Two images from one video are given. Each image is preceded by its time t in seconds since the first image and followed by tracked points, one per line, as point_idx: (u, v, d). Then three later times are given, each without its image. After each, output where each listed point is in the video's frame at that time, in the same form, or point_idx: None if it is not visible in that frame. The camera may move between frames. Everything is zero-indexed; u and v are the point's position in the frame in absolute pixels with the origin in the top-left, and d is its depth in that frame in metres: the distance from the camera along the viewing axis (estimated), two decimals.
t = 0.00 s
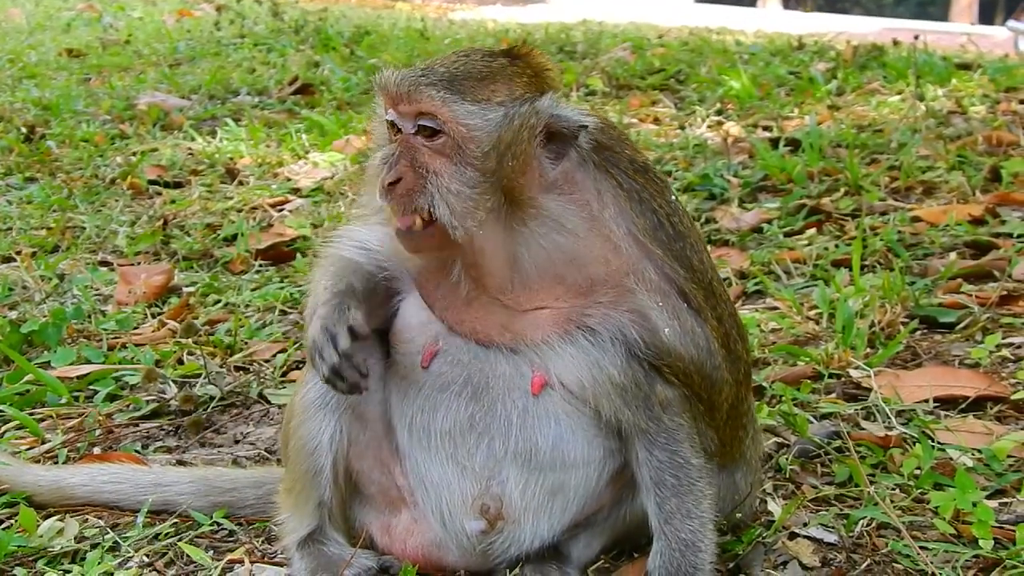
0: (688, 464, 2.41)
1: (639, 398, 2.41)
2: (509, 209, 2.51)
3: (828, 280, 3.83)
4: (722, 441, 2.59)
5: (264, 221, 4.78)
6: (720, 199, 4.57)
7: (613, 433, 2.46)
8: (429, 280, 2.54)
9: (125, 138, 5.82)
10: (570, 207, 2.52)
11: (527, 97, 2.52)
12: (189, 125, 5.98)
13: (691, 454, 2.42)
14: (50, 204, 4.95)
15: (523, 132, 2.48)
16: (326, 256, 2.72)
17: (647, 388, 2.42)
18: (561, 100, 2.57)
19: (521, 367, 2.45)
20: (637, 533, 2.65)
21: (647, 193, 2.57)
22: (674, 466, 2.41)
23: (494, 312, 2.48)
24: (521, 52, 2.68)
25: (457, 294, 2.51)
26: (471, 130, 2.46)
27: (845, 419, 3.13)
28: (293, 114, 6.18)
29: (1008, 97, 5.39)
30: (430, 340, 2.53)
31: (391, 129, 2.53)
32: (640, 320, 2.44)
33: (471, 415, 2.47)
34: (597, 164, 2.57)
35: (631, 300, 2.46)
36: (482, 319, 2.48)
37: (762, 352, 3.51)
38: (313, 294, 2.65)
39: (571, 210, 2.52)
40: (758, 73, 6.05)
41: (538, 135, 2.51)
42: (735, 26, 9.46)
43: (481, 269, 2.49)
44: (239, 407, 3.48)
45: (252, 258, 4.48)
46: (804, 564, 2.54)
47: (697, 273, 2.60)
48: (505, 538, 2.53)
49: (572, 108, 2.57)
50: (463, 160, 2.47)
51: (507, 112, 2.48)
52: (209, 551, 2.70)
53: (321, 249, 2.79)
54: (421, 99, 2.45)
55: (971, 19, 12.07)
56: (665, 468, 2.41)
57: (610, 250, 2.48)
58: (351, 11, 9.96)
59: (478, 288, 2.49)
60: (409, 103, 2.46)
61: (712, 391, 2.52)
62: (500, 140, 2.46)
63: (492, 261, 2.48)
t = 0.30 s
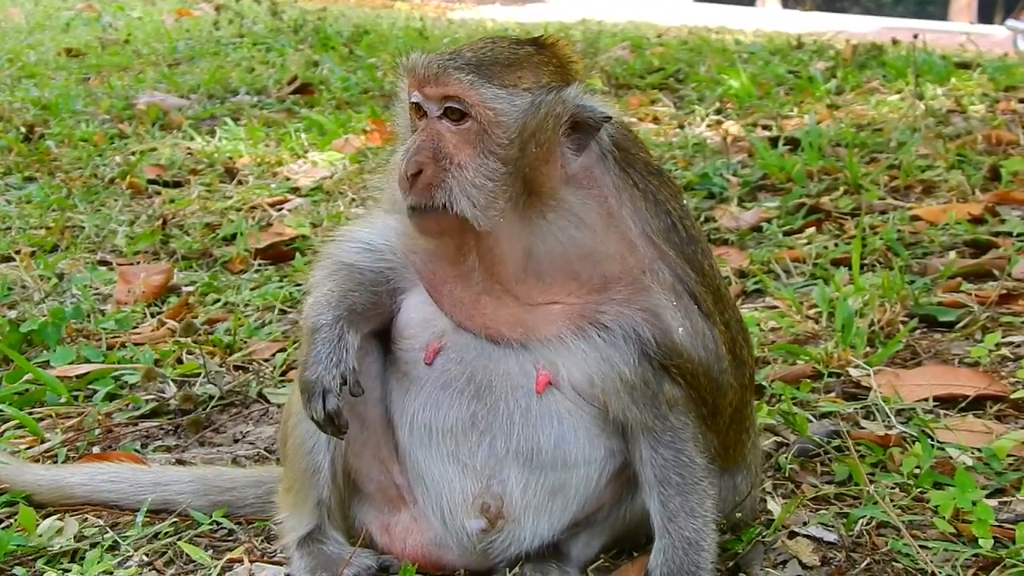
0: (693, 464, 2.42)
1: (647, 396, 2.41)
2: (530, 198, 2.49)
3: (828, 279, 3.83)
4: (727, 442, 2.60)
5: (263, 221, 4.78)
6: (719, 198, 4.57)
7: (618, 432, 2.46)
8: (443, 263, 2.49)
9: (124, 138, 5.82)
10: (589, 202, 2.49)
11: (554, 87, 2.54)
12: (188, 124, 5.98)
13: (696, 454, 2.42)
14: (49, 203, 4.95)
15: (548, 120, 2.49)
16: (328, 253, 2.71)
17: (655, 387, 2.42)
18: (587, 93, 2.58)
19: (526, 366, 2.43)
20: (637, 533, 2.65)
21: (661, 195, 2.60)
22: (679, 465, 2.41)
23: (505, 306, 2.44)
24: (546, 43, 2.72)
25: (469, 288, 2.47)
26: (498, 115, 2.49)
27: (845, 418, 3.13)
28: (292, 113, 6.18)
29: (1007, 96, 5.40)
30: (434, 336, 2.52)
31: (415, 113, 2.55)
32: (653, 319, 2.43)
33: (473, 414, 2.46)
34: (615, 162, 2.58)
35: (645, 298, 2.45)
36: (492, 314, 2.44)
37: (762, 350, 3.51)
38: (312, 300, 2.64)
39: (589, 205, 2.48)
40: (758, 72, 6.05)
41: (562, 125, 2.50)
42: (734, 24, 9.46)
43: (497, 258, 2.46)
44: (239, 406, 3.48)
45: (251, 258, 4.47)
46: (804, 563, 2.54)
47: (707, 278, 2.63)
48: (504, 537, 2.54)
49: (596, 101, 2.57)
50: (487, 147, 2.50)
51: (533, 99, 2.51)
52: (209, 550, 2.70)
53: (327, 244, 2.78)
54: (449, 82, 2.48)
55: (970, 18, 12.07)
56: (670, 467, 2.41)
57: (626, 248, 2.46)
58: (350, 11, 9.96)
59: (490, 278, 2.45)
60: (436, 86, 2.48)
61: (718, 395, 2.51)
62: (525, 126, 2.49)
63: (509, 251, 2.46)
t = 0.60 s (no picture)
0: (695, 462, 2.42)
1: (651, 395, 2.42)
2: (539, 191, 2.49)
3: (829, 278, 3.83)
4: (729, 441, 2.60)
5: (263, 219, 4.78)
6: (719, 196, 4.57)
7: (620, 430, 2.46)
8: (453, 256, 2.50)
9: (125, 136, 5.81)
10: (598, 197, 2.48)
11: (566, 80, 2.53)
12: (189, 123, 5.98)
13: (698, 453, 2.43)
14: (50, 201, 4.94)
15: (560, 113, 2.48)
16: (334, 252, 2.72)
17: (659, 385, 2.42)
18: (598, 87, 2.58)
19: (528, 363, 2.43)
20: (636, 530, 2.65)
21: (667, 194, 2.61)
22: (681, 463, 2.41)
23: (510, 302, 2.44)
24: (558, 36, 2.71)
25: (473, 283, 2.46)
26: (512, 107, 2.48)
27: (846, 416, 3.13)
28: (293, 112, 6.18)
29: (1008, 94, 5.39)
30: (435, 332, 2.51)
31: (427, 105, 2.54)
32: (659, 318, 2.43)
33: (474, 410, 2.46)
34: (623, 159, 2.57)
35: (651, 295, 2.45)
36: (498, 310, 2.44)
37: (762, 349, 3.50)
38: (317, 301, 2.64)
39: (597, 200, 2.48)
40: (758, 71, 6.05)
41: (573, 118, 2.50)
42: (735, 23, 9.46)
43: (507, 253, 2.45)
44: (239, 404, 3.48)
45: (252, 256, 4.47)
46: (805, 561, 2.54)
47: (711, 277, 2.63)
48: (503, 534, 2.54)
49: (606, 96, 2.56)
50: (499, 139, 2.49)
51: (546, 91, 2.49)
52: (209, 548, 2.70)
53: (331, 241, 2.78)
54: (464, 74, 2.47)
55: (971, 16, 12.06)
56: (672, 465, 2.41)
57: (633, 245, 2.46)
58: (350, 9, 9.95)
59: (498, 273, 2.45)
60: (449, 78, 2.47)
61: (721, 395, 2.52)
62: (538, 119, 2.48)
63: (518, 245, 2.45)
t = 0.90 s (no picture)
0: (695, 459, 2.42)
1: (650, 392, 2.42)
2: (538, 186, 2.49)
3: (829, 276, 3.83)
4: (730, 438, 2.60)
5: (263, 217, 4.78)
6: (720, 194, 4.57)
7: (619, 428, 2.46)
8: (451, 251, 2.52)
9: (125, 134, 5.81)
10: (596, 194, 2.49)
11: (566, 76, 2.53)
12: (189, 121, 5.97)
13: (697, 450, 2.43)
14: (49, 199, 4.94)
15: (559, 108, 2.49)
16: (332, 248, 2.72)
17: (659, 383, 2.42)
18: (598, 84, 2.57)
19: (527, 360, 2.43)
20: (636, 528, 2.65)
21: (666, 191, 2.60)
22: (681, 460, 2.41)
23: (509, 299, 2.44)
24: (559, 33, 2.71)
25: (473, 282, 2.47)
26: (510, 101, 2.49)
27: (845, 414, 3.13)
28: (293, 110, 6.18)
29: (1008, 92, 5.39)
30: (433, 330, 2.51)
31: (426, 98, 2.56)
32: (658, 315, 2.43)
33: (472, 408, 2.46)
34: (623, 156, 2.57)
35: (651, 293, 2.45)
36: (496, 307, 2.44)
37: (762, 346, 3.50)
38: (313, 295, 2.64)
39: (597, 198, 2.48)
40: (758, 69, 6.04)
41: (573, 114, 2.50)
42: (735, 21, 9.45)
43: (506, 248, 2.46)
44: (239, 402, 3.47)
45: (252, 254, 4.47)
46: (804, 558, 2.54)
47: (710, 275, 2.63)
48: (502, 532, 2.54)
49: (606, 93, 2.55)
50: (497, 133, 2.50)
51: (545, 86, 2.50)
52: (208, 546, 2.70)
53: (330, 238, 2.78)
54: (462, 68, 2.49)
55: (972, 14, 12.05)
56: (672, 462, 2.41)
57: (632, 242, 2.46)
58: (351, 7, 9.94)
59: (496, 270, 2.46)
60: (448, 72, 2.49)
61: (721, 392, 2.52)
62: (536, 114, 2.49)
63: (517, 240, 2.46)
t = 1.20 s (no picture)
0: (694, 456, 2.42)
1: (649, 388, 2.41)
2: (534, 180, 2.47)
3: (828, 272, 3.82)
4: (729, 434, 2.59)
5: (263, 214, 4.78)
6: (720, 191, 4.57)
7: (617, 425, 2.46)
8: (448, 245, 2.50)
9: (125, 132, 5.81)
10: (595, 190, 2.47)
11: (563, 70, 2.51)
12: (189, 118, 5.97)
13: (696, 447, 2.42)
14: (49, 197, 4.95)
15: (555, 103, 2.47)
16: (330, 244, 2.72)
17: (657, 379, 2.42)
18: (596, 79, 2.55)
19: (524, 357, 2.43)
20: (634, 524, 2.65)
21: (665, 187, 2.60)
22: (679, 457, 2.41)
23: (508, 295, 2.43)
24: (558, 29, 2.70)
25: (471, 279, 2.46)
26: (504, 95, 2.47)
27: (845, 410, 3.12)
28: (294, 107, 6.18)
29: (1009, 89, 5.38)
30: (431, 327, 2.51)
31: (422, 94, 2.54)
32: (656, 312, 2.43)
33: (469, 406, 2.46)
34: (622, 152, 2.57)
35: (650, 289, 2.45)
36: (495, 304, 2.43)
37: (762, 343, 3.49)
38: (309, 292, 2.65)
39: (596, 193, 2.46)
40: (759, 66, 6.04)
41: (569, 110, 2.48)
42: (737, 19, 9.44)
43: (502, 241, 2.44)
44: (238, 399, 3.48)
45: (251, 251, 4.47)
46: (802, 554, 2.54)
47: (710, 272, 2.63)
48: (500, 530, 2.54)
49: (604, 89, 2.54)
50: (492, 127, 2.48)
51: (541, 81, 2.48)
52: (206, 543, 2.70)
53: (327, 235, 2.78)
54: (456, 62, 2.47)
55: (973, 12, 12.04)
56: (670, 459, 2.41)
57: (630, 238, 2.45)
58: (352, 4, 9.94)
59: (494, 264, 2.44)
60: (443, 66, 2.48)
61: (719, 388, 2.52)
62: (532, 108, 2.46)
63: (514, 233, 2.43)
